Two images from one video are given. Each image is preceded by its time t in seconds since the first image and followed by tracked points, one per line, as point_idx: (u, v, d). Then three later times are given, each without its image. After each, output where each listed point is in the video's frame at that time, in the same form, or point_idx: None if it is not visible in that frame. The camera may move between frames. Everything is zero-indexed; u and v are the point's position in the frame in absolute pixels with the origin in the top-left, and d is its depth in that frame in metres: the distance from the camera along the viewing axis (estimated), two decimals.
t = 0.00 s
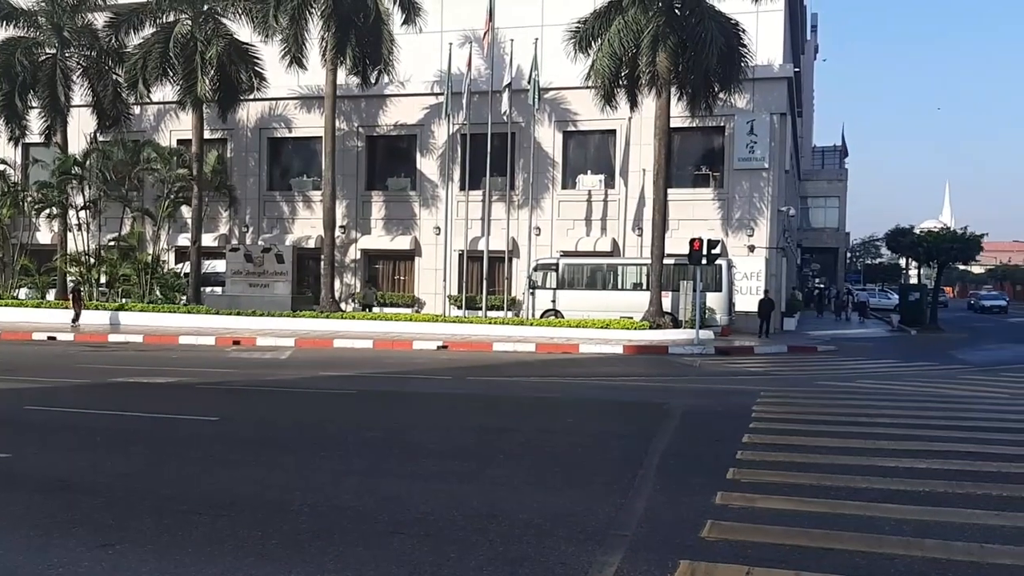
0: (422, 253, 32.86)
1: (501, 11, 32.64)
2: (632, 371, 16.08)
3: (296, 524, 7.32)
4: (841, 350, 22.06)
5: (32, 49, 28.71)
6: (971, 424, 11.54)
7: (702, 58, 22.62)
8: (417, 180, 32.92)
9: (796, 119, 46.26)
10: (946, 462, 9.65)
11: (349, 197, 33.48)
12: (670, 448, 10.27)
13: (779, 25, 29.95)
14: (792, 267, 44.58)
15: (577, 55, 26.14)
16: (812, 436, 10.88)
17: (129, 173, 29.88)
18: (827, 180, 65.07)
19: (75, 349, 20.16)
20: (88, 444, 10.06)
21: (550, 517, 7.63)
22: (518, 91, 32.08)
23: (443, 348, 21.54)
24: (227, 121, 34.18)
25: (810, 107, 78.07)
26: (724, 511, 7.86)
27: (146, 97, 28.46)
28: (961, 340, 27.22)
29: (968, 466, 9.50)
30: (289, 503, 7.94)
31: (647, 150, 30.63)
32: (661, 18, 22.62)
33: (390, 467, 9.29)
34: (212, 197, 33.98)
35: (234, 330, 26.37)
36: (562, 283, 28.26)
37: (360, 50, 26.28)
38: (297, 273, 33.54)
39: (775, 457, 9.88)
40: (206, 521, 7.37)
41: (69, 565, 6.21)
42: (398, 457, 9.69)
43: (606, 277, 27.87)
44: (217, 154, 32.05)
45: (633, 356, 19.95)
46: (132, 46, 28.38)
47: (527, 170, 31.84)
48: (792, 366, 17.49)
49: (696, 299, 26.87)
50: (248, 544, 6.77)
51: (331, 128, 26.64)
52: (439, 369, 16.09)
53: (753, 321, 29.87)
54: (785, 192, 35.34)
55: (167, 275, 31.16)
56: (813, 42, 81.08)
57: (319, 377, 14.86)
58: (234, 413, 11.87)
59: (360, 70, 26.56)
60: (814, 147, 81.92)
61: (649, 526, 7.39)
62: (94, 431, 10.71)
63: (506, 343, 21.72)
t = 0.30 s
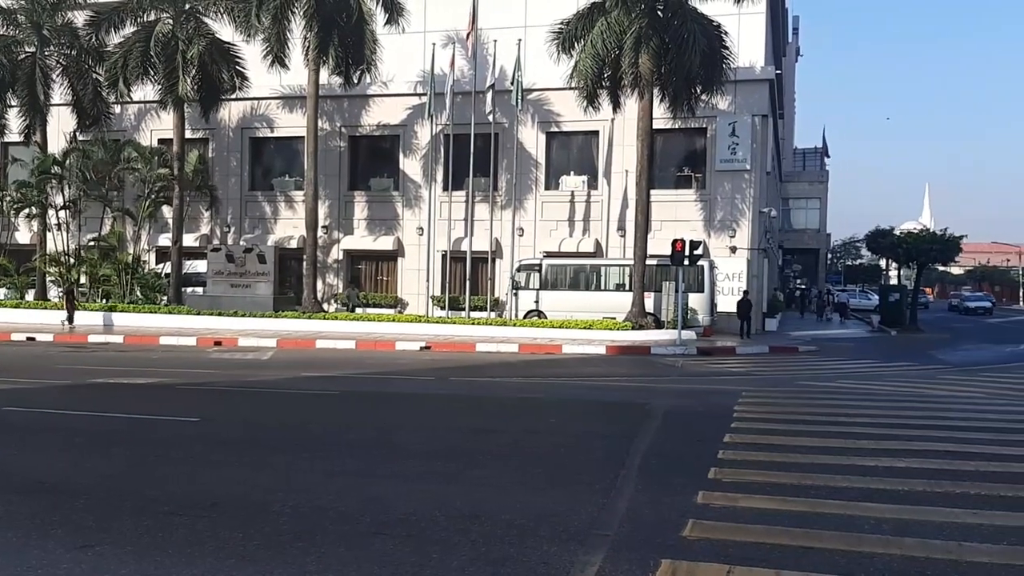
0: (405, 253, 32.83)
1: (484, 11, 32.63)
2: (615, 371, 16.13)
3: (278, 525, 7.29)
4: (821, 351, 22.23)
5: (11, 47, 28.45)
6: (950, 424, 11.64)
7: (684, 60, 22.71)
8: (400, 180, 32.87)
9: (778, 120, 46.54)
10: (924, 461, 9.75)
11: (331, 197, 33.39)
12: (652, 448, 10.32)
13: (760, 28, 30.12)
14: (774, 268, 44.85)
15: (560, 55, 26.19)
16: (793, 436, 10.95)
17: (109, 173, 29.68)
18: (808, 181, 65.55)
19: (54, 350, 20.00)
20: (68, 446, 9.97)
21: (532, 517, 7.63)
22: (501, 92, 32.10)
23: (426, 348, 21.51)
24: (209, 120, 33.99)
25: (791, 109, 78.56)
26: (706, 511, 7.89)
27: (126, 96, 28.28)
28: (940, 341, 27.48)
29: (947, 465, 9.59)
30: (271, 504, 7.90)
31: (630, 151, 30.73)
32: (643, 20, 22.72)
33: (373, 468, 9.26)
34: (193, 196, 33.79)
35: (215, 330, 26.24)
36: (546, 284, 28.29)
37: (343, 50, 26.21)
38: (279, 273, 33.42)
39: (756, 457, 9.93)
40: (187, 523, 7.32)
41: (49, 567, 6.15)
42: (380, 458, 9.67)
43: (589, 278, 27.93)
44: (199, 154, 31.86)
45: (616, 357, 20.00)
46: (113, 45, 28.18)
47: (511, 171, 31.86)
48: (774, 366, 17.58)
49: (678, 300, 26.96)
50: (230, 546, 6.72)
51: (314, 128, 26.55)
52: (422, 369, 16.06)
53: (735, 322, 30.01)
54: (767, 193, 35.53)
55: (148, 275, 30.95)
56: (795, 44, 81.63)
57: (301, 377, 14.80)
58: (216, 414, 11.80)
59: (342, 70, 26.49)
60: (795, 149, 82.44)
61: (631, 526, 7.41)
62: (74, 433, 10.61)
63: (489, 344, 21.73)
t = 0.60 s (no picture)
0: (387, 254, 32.77)
1: (465, 12, 32.62)
2: (596, 372, 16.16)
3: (257, 528, 7.25)
4: (801, 351, 22.39)
5: None
6: (928, 424, 11.75)
7: (665, 62, 22.83)
8: (381, 181, 32.81)
9: (758, 122, 46.77)
10: (902, 461, 9.83)
11: (312, 198, 33.28)
12: (632, 449, 10.35)
13: (740, 30, 30.30)
14: (754, 268, 45.10)
15: (542, 57, 26.23)
16: (772, 436, 11.01)
17: (87, 173, 29.45)
18: (787, 183, 66.02)
19: (31, 352, 19.81)
20: (44, 449, 9.86)
21: (512, 518, 7.63)
22: (482, 93, 32.12)
23: (407, 350, 21.47)
24: (188, 120, 33.78)
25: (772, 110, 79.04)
26: (685, 511, 7.92)
27: (105, 96, 28.08)
28: (918, 342, 27.75)
29: (924, 464, 9.67)
30: (250, 507, 7.86)
31: (611, 152, 30.82)
32: (624, 22, 22.81)
33: (353, 470, 9.23)
34: (172, 197, 33.57)
35: (195, 332, 26.09)
36: (527, 285, 28.31)
37: (324, 51, 26.11)
38: (260, 274, 33.27)
39: (736, 457, 9.98)
40: (165, 526, 7.27)
41: (23, 572, 6.08)
42: (361, 459, 9.64)
43: (571, 279, 27.99)
44: (178, 154, 31.65)
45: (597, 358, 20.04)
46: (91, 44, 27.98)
47: (492, 172, 31.87)
48: (754, 366, 17.69)
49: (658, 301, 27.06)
50: (208, 548, 6.69)
51: (294, 128, 26.46)
52: (403, 370, 16.02)
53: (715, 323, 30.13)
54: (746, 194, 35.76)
55: (127, 276, 30.71)
56: (775, 46, 82.10)
57: (282, 379, 14.73)
58: (196, 416, 11.73)
59: (323, 70, 26.39)
60: (776, 151, 82.98)
61: (612, 526, 7.43)
62: (51, 435, 10.50)
63: (471, 345, 21.72)
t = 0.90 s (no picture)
0: (369, 255, 32.70)
1: (447, 12, 32.59)
2: (579, 372, 16.18)
3: (237, 530, 7.20)
4: (782, 350, 22.53)
5: None
6: (908, 423, 11.83)
7: (647, 63, 22.94)
8: (363, 182, 32.73)
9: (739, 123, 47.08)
10: (882, 459, 9.88)
11: (293, 198, 33.15)
12: (614, 448, 10.36)
13: (721, 32, 30.44)
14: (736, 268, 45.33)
15: (524, 57, 26.25)
16: (753, 435, 11.06)
17: (67, 173, 29.23)
18: (768, 183, 66.38)
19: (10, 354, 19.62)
20: (23, 451, 9.77)
21: (494, 519, 7.61)
22: (465, 93, 32.11)
23: (390, 350, 21.42)
24: (168, 120, 33.58)
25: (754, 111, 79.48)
26: (667, 510, 7.93)
27: (83, 96, 27.87)
28: (898, 340, 27.99)
29: (904, 463, 9.73)
30: (230, 509, 7.81)
31: (594, 152, 30.89)
32: (606, 22, 22.89)
33: (334, 471, 9.20)
34: (153, 197, 33.35)
35: (176, 333, 25.93)
36: (510, 286, 28.32)
37: (305, 50, 26.01)
38: (241, 275, 33.13)
39: (717, 456, 10.01)
40: (143, 529, 7.20)
41: None
42: (342, 460, 9.59)
43: (553, 279, 28.03)
44: (158, 154, 31.45)
45: (580, 358, 20.07)
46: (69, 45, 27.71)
47: (475, 172, 31.86)
48: (736, 366, 17.76)
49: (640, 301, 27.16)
50: (187, 551, 6.63)
51: (276, 128, 26.33)
52: (385, 371, 15.98)
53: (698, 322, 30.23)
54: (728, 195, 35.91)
55: (106, 277, 30.49)
56: (756, 47, 82.58)
57: (264, 381, 14.66)
58: (177, 418, 11.65)
59: (305, 70, 26.30)
60: (758, 152, 83.45)
61: (593, 526, 7.43)
62: (29, 438, 10.40)
63: (454, 345, 21.70)
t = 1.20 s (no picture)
0: (354, 256, 32.63)
1: (433, 13, 32.56)
2: (564, 373, 16.20)
3: (221, 532, 7.18)
4: (767, 351, 22.66)
5: None
6: (891, 423, 11.91)
7: (632, 64, 23.03)
8: (349, 183, 32.67)
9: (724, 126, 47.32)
10: (865, 459, 9.95)
11: (278, 199, 33.04)
12: (600, 449, 10.39)
13: (706, 33, 30.56)
14: (721, 270, 45.51)
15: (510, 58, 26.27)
16: (738, 435, 11.11)
17: (49, 174, 29.03)
18: (753, 185, 66.67)
19: None
20: (5, 453, 9.70)
21: (479, 520, 7.62)
22: (450, 94, 32.12)
23: (375, 351, 21.39)
24: (152, 121, 33.42)
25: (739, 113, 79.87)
26: (652, 511, 7.96)
27: (66, 96, 27.68)
28: (881, 341, 28.14)
29: (886, 463, 9.81)
30: (214, 511, 7.78)
31: (579, 153, 30.94)
32: (591, 23, 22.96)
33: (319, 473, 9.18)
34: (136, 197, 33.18)
35: (159, 335, 25.81)
36: (496, 286, 28.32)
37: (290, 50, 25.93)
38: (225, 276, 32.99)
39: (702, 457, 10.05)
40: (127, 531, 7.17)
41: None
42: (326, 462, 9.58)
43: (539, 280, 28.06)
44: (142, 155, 31.27)
45: (566, 359, 20.11)
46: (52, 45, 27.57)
47: (461, 173, 31.84)
48: (721, 367, 17.83)
49: (627, 301, 27.25)
50: (171, 554, 6.60)
51: (260, 128, 26.23)
52: (371, 373, 15.96)
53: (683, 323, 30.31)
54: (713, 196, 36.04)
55: (89, 278, 30.29)
56: (741, 49, 82.97)
57: (249, 382, 14.60)
58: (161, 420, 11.60)
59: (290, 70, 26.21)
60: (743, 154, 83.84)
61: (578, 527, 7.45)
62: (11, 440, 10.33)
63: (439, 346, 21.68)
